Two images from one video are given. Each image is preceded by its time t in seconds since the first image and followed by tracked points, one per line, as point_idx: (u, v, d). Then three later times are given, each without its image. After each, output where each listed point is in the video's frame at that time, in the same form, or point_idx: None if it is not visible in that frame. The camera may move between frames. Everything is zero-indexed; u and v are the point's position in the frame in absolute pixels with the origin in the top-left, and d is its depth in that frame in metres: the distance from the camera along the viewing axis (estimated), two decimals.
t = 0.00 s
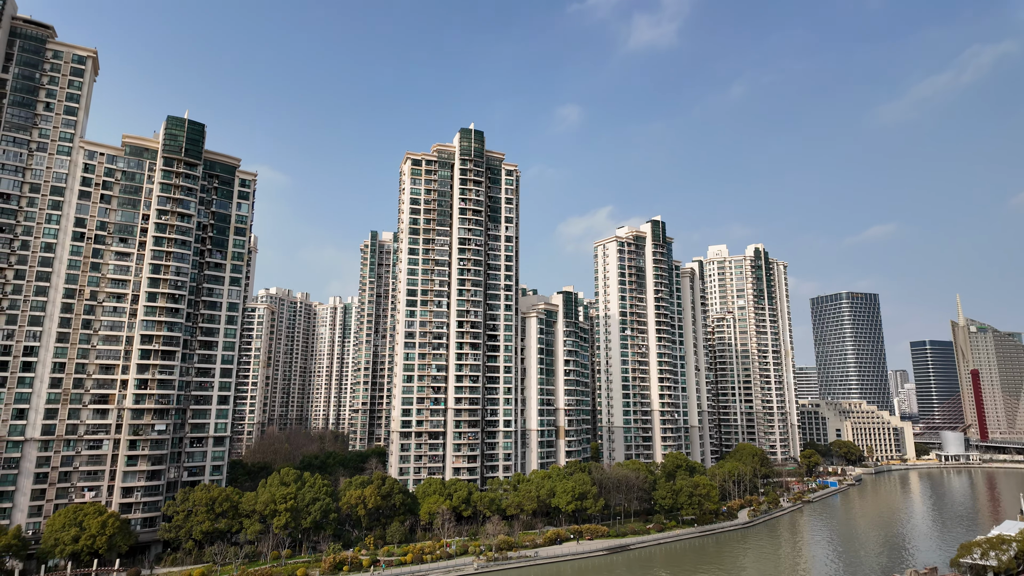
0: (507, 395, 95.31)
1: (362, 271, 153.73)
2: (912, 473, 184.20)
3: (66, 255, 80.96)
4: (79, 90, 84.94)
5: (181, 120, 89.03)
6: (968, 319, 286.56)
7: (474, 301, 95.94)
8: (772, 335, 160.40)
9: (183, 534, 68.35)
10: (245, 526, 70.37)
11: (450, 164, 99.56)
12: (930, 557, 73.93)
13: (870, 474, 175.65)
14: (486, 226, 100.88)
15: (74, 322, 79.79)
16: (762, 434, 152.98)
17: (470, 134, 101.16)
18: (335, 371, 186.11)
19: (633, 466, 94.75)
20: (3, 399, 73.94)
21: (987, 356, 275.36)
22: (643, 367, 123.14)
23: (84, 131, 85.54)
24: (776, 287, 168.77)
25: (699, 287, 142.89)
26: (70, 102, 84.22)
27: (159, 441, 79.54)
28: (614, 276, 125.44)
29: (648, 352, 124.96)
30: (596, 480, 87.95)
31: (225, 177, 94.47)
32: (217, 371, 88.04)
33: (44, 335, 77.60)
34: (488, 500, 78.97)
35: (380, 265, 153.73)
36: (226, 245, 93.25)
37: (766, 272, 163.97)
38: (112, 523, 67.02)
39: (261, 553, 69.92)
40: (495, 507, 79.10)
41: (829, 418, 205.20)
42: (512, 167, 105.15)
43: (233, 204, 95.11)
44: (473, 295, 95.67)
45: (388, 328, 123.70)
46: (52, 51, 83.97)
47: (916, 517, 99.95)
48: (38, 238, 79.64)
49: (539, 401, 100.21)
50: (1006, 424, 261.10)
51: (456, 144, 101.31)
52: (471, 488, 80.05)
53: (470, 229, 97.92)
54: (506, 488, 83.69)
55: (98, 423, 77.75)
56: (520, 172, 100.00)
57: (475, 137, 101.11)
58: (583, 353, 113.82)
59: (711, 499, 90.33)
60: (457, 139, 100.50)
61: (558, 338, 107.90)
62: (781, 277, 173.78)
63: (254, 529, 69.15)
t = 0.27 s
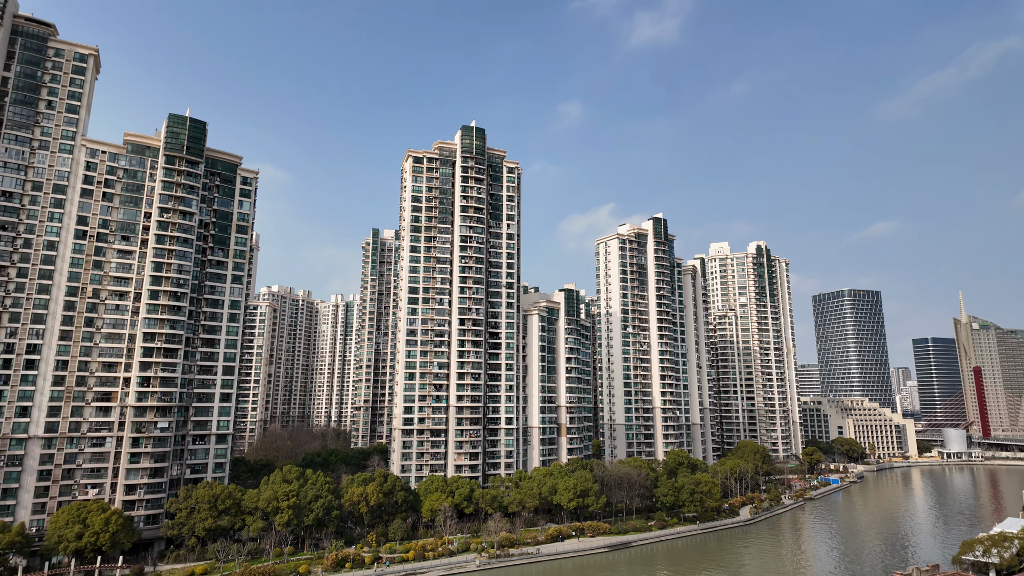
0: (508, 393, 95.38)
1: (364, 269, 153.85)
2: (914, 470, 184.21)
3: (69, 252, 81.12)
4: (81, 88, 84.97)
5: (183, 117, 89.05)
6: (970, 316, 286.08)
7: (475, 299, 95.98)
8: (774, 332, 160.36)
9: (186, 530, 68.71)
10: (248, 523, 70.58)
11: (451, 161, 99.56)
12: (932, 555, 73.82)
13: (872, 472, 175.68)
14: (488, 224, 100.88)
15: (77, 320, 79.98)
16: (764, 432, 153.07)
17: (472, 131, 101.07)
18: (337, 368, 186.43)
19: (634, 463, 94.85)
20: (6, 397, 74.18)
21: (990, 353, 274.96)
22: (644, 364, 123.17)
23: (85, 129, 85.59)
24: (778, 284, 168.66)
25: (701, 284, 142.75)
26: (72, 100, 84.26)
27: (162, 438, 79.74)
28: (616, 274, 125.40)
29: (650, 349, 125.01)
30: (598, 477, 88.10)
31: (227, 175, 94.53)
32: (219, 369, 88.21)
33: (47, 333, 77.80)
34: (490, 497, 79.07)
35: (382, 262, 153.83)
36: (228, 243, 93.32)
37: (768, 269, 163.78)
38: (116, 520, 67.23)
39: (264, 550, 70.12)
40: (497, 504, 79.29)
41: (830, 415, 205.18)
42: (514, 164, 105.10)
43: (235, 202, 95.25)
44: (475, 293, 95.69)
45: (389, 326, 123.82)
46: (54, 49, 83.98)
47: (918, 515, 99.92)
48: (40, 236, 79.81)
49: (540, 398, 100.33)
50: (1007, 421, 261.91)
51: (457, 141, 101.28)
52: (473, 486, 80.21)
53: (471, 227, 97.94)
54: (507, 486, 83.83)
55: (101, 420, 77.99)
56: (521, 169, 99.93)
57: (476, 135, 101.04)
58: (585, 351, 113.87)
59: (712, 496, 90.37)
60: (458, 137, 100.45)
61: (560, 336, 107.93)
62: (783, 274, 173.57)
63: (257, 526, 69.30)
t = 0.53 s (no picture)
0: (510, 390, 95.46)
1: (366, 266, 153.97)
2: (916, 468, 183.97)
3: (71, 251, 81.29)
4: (83, 87, 85.03)
5: (185, 115, 89.05)
6: (974, 313, 285.20)
7: (477, 296, 96.01)
8: (776, 329, 160.21)
9: (189, 528, 68.97)
10: (251, 520, 70.83)
11: (453, 159, 99.45)
12: (934, 553, 73.75)
13: (875, 469, 175.52)
14: (489, 222, 100.86)
15: (80, 318, 80.22)
16: (766, 429, 153.00)
17: (473, 128, 100.96)
18: (339, 366, 186.81)
19: (636, 461, 94.87)
20: (10, 394, 74.46)
21: (994, 350, 274.17)
22: (646, 362, 123.15)
23: (88, 127, 85.69)
24: (780, 282, 168.39)
25: (703, 282, 142.52)
26: (74, 98, 84.34)
27: (164, 436, 79.94)
28: (618, 271, 125.35)
29: (652, 347, 124.99)
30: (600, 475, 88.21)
31: (229, 173, 94.57)
32: (222, 366, 88.43)
33: (50, 331, 78.01)
34: (492, 494, 79.20)
35: (384, 260, 153.94)
36: (230, 241, 93.43)
37: (770, 266, 163.49)
38: (119, 517, 67.54)
39: (267, 547, 70.38)
40: (499, 502, 79.46)
41: (833, 413, 205.02)
42: (516, 162, 105.01)
43: (237, 200, 95.35)
44: (476, 291, 95.73)
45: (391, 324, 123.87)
46: (56, 47, 84.01)
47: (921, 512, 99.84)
48: (43, 234, 80.01)
49: (542, 396, 100.38)
50: (1011, 418, 261.34)
51: (459, 139, 101.12)
52: (475, 483, 80.36)
53: (473, 224, 97.90)
54: (509, 483, 83.92)
55: (104, 418, 78.25)
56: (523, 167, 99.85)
57: (478, 132, 100.93)
58: (586, 349, 113.88)
59: (714, 493, 90.41)
60: (460, 134, 100.33)
61: (562, 333, 107.94)
62: (786, 271, 173.25)
63: (259, 523, 69.51)
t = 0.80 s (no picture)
0: (513, 388, 95.51)
1: (368, 264, 154.08)
2: (919, 466, 183.72)
3: (75, 249, 81.51)
4: (86, 85, 85.10)
5: (187, 114, 89.16)
6: (977, 311, 284.41)
7: (480, 295, 96.03)
8: (779, 327, 160.03)
9: (193, 525, 69.22)
10: (254, 517, 71.06)
11: (455, 157, 99.38)
12: (936, 551, 73.74)
13: (877, 467, 175.36)
14: (492, 220, 100.80)
15: (83, 316, 80.43)
16: (768, 427, 152.91)
17: (475, 126, 100.86)
18: (341, 364, 187.15)
19: (639, 459, 94.87)
20: (14, 392, 74.74)
21: (997, 348, 273.43)
22: (648, 360, 123.10)
23: (91, 125, 85.82)
24: (783, 279, 168.10)
25: (705, 279, 142.32)
26: (77, 97, 84.44)
27: (168, 434, 80.24)
28: (620, 269, 125.27)
29: (654, 345, 124.94)
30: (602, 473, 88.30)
31: (231, 171, 94.67)
32: (225, 364, 88.65)
33: (54, 329, 78.26)
34: (495, 492, 79.42)
35: (386, 258, 154.00)
36: (232, 239, 93.61)
37: (773, 264, 163.18)
38: (123, 514, 67.80)
39: (270, 544, 70.59)
40: (502, 499, 79.57)
41: (836, 411, 204.82)
42: (518, 160, 104.91)
43: (239, 198, 95.47)
44: (479, 289, 95.75)
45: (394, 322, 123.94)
46: (58, 46, 84.10)
47: (924, 511, 99.72)
48: (47, 232, 80.19)
49: (545, 394, 100.43)
50: (1014, 416, 260.83)
51: (461, 137, 101.04)
52: (477, 481, 80.52)
53: (475, 222, 97.84)
54: (512, 480, 83.99)
55: (108, 416, 78.51)
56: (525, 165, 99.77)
57: (480, 130, 100.86)
58: (589, 347, 113.90)
59: (716, 491, 90.45)
60: (462, 132, 100.26)
61: (564, 331, 107.95)
62: (788, 269, 172.92)
63: (263, 521, 69.71)
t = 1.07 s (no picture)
0: (515, 386, 95.59)
1: (372, 262, 154.21)
2: (923, 464, 183.23)
3: (79, 247, 81.77)
4: (90, 83, 85.24)
5: (190, 112, 89.35)
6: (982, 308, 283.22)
7: (482, 292, 96.05)
8: (782, 325, 159.73)
9: (197, 522, 69.57)
10: (258, 514, 71.34)
11: (457, 154, 99.33)
12: (940, 549, 73.57)
13: (881, 465, 175.00)
14: (494, 218, 100.77)
15: (88, 314, 80.73)
16: (772, 425, 152.71)
17: (478, 124, 100.79)
18: (345, 361, 187.51)
19: (642, 456, 94.86)
20: (20, 390, 75.12)
21: (1002, 346, 272.32)
22: (652, 357, 123.03)
23: (94, 124, 86.03)
24: (786, 277, 167.75)
25: (709, 277, 142.11)
26: (81, 95, 84.63)
27: (172, 431, 80.57)
28: (623, 266, 125.14)
29: (657, 342, 124.86)
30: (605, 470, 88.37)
31: (234, 169, 94.80)
32: (228, 362, 88.91)
33: (59, 327, 78.63)
34: (498, 489, 79.59)
35: (390, 256, 154.12)
36: (236, 237, 93.87)
37: (776, 261, 162.82)
38: (128, 511, 68.15)
39: (274, 541, 70.84)
40: (504, 497, 79.73)
41: (839, 408, 204.48)
42: (521, 157, 104.80)
43: (243, 196, 95.61)
44: (482, 287, 95.79)
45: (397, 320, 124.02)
46: (62, 44, 84.31)
47: (927, 508, 99.53)
48: (51, 230, 80.48)
49: (548, 391, 100.50)
50: (1019, 414, 259.91)
51: (463, 134, 101.00)
52: (480, 478, 80.69)
53: (478, 220, 97.83)
54: (515, 478, 84.06)
55: (113, 413, 78.87)
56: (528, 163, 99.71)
57: (483, 128, 100.80)
58: (591, 344, 113.89)
59: (720, 489, 90.37)
60: (465, 130, 100.22)
61: (567, 329, 107.93)
62: (792, 267, 172.49)
63: (267, 518, 69.99)
